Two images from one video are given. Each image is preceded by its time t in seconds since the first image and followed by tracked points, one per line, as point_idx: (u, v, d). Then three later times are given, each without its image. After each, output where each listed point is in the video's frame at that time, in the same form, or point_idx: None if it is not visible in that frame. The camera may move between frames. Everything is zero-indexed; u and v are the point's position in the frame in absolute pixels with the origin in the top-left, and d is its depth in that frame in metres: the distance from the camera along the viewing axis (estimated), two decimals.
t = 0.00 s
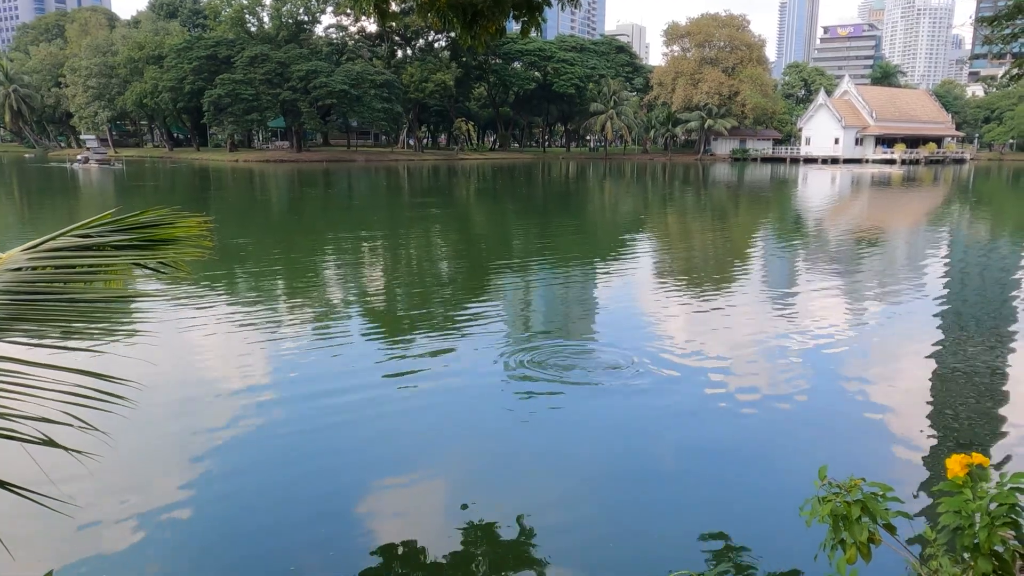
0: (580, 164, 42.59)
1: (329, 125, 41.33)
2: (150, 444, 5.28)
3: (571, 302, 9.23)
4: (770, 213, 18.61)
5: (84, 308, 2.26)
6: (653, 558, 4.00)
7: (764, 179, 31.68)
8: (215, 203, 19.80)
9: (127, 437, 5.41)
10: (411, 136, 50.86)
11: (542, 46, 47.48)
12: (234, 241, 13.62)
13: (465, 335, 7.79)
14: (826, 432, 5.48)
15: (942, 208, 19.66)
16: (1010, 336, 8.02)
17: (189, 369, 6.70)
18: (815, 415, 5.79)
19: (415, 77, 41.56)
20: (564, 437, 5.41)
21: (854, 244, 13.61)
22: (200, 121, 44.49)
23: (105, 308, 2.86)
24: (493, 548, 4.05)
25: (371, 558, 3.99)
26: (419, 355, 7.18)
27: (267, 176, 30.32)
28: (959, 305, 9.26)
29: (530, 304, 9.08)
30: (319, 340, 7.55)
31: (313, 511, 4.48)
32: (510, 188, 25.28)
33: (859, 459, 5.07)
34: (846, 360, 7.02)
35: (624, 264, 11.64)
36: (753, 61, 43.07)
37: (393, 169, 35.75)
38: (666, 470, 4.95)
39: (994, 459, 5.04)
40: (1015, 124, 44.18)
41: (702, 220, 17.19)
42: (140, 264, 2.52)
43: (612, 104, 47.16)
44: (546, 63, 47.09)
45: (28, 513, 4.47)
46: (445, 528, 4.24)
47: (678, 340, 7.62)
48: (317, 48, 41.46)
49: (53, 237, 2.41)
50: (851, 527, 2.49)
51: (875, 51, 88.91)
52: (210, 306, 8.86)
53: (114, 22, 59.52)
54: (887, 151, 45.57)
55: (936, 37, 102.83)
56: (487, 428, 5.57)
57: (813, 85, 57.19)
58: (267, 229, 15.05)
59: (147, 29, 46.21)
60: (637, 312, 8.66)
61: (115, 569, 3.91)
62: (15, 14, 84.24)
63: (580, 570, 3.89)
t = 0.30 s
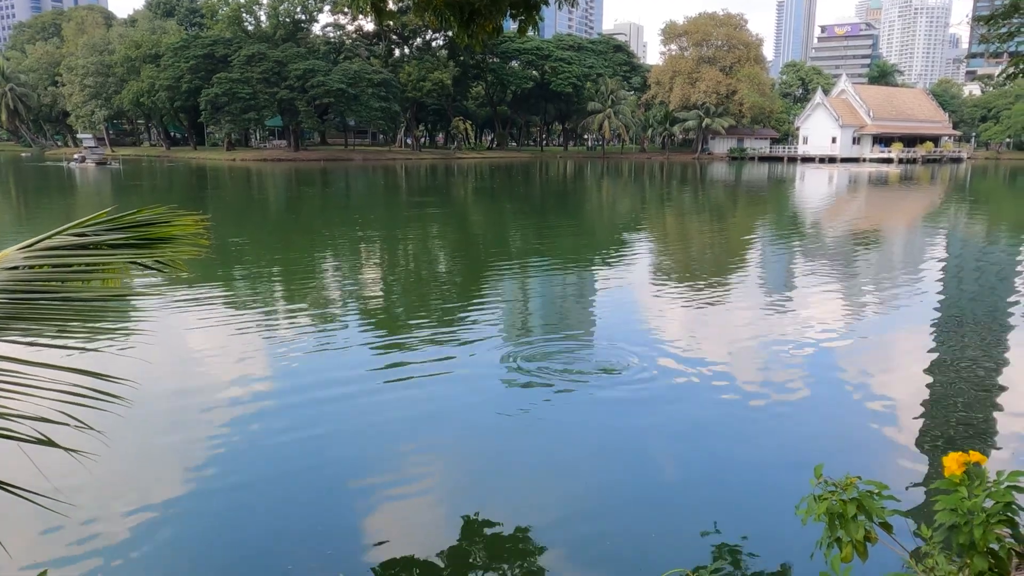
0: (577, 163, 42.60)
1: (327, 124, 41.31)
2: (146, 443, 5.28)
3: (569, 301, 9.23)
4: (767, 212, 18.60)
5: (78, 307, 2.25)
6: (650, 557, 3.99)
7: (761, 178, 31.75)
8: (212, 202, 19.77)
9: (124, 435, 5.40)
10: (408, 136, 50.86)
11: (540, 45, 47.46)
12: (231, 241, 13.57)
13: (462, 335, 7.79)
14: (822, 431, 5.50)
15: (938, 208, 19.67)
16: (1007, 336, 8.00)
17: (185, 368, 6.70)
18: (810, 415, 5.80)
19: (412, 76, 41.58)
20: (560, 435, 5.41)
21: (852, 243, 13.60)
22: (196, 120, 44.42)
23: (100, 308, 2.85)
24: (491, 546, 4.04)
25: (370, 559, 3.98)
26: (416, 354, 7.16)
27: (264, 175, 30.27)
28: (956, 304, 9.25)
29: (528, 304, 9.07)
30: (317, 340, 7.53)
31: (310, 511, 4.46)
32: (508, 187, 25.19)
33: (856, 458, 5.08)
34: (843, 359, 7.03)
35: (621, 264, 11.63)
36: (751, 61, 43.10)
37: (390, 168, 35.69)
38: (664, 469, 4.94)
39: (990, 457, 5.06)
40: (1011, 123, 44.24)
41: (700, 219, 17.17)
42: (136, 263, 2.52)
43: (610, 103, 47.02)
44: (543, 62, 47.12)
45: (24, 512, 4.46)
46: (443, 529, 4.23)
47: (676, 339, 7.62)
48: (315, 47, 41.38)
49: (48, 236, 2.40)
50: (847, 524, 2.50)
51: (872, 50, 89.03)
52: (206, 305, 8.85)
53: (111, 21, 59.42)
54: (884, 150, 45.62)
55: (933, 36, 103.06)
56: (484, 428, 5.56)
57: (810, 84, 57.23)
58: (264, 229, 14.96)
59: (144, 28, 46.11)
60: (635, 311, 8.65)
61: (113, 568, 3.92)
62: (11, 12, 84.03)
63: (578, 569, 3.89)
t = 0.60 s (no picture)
0: (575, 162, 42.64)
1: (325, 123, 41.28)
2: (143, 443, 5.26)
3: (567, 300, 9.24)
4: (764, 211, 18.63)
5: (76, 306, 2.25)
6: (648, 556, 4.00)
7: (759, 177, 31.81)
8: (210, 201, 19.75)
9: (121, 435, 5.39)
10: (406, 135, 50.91)
11: (537, 44, 47.47)
12: (229, 240, 13.55)
13: (460, 334, 7.78)
14: (819, 430, 5.51)
15: (936, 207, 19.70)
16: (1005, 335, 8.01)
17: (183, 367, 6.69)
18: (808, 413, 5.81)
19: (410, 75, 41.59)
20: (557, 435, 5.41)
21: (849, 242, 13.61)
22: (194, 119, 44.39)
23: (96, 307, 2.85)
24: (489, 546, 4.04)
25: (367, 558, 3.98)
26: (413, 353, 7.16)
27: (262, 174, 30.24)
28: (954, 304, 9.26)
29: (527, 303, 9.07)
30: (315, 339, 7.53)
31: (309, 510, 4.47)
32: (506, 186, 25.18)
33: (854, 456, 5.08)
34: (841, 358, 7.04)
35: (620, 263, 11.62)
36: (749, 60, 43.14)
37: (388, 167, 35.68)
38: (661, 468, 4.95)
39: (986, 455, 5.07)
40: (1008, 122, 44.32)
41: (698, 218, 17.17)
42: (133, 261, 2.51)
43: (607, 102, 47.13)
44: (541, 61, 47.15)
45: (21, 512, 4.45)
46: (441, 527, 4.23)
47: (674, 338, 7.61)
48: (312, 46, 41.30)
49: (45, 235, 2.40)
50: (843, 523, 2.50)
51: (869, 49, 89.22)
52: (204, 304, 8.85)
53: (108, 19, 59.31)
54: (882, 149, 45.68)
55: (930, 35, 103.27)
56: (482, 427, 5.56)
57: (808, 83, 57.30)
58: (260, 229, 14.86)
59: (141, 27, 46.06)
60: (633, 311, 8.65)
61: (111, 568, 3.91)
62: (8, 11, 83.81)
63: (576, 567, 3.90)
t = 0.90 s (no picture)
0: (573, 162, 42.62)
1: (322, 123, 41.24)
2: (139, 444, 5.25)
3: (566, 300, 9.23)
4: (762, 211, 18.66)
5: (73, 306, 2.25)
6: (644, 555, 4.00)
7: (756, 177, 31.81)
8: (207, 201, 19.73)
9: (117, 435, 5.38)
10: (403, 134, 50.89)
11: (535, 43, 47.46)
12: (227, 240, 13.55)
13: (457, 334, 7.77)
14: (816, 430, 5.51)
15: (933, 206, 19.74)
16: (1002, 334, 8.01)
17: (179, 367, 6.68)
18: (805, 412, 5.80)
19: (408, 75, 41.54)
20: (553, 434, 5.40)
21: (847, 242, 13.62)
22: (192, 119, 44.30)
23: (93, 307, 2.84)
24: (485, 547, 4.04)
25: (363, 558, 3.98)
26: (410, 354, 7.15)
27: (260, 174, 30.19)
28: (951, 303, 9.27)
29: (524, 303, 9.07)
30: (313, 339, 7.52)
31: (306, 510, 4.46)
32: (504, 185, 25.21)
33: (850, 456, 5.08)
34: (839, 357, 7.05)
35: (618, 262, 11.63)
36: (746, 60, 43.20)
37: (386, 167, 35.65)
38: (658, 468, 4.94)
39: (982, 454, 5.08)
40: (1006, 122, 44.39)
41: (695, 218, 17.18)
42: (130, 261, 2.50)
43: (605, 101, 47.21)
44: (539, 61, 47.10)
45: (17, 512, 4.45)
46: (438, 527, 4.23)
47: (672, 338, 7.61)
48: (310, 46, 41.23)
49: (40, 235, 2.38)
50: (840, 522, 2.50)
51: (866, 50, 89.42)
52: (201, 304, 8.84)
53: (104, 18, 59.19)
54: (879, 149, 45.73)
55: (927, 35, 103.52)
56: (478, 427, 5.55)
57: (805, 83, 57.35)
58: (258, 229, 14.80)
59: (138, 26, 45.99)
60: (631, 310, 8.65)
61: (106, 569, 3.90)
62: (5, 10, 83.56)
63: (573, 568, 3.89)
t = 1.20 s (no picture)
0: (567, 167, 42.73)
1: (317, 127, 41.22)
2: (132, 448, 5.24)
3: (559, 305, 9.23)
4: (755, 215, 18.75)
5: (66, 311, 2.24)
6: (639, 559, 4.00)
7: (750, 181, 31.95)
8: (200, 206, 19.74)
9: (109, 440, 5.37)
10: (398, 139, 50.88)
11: (529, 49, 47.56)
12: (221, 245, 13.57)
13: (452, 338, 7.78)
14: (809, 433, 5.53)
15: (926, 210, 19.85)
16: (993, 338, 8.07)
17: (172, 372, 6.67)
18: (799, 416, 5.83)
19: (402, 79, 41.54)
20: (547, 437, 5.42)
21: (840, 246, 13.69)
22: (185, 123, 44.22)
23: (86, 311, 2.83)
24: (479, 551, 4.04)
25: (357, 565, 3.96)
26: (406, 358, 7.15)
27: (255, 179, 30.18)
28: (943, 307, 9.32)
29: (518, 307, 9.07)
30: (308, 344, 7.53)
31: (300, 515, 4.45)
32: (498, 190, 25.29)
33: (844, 460, 5.10)
34: (832, 360, 7.09)
35: (612, 267, 11.68)
36: (739, 65, 43.41)
37: (380, 172, 35.64)
38: (653, 472, 4.95)
39: (974, 457, 5.10)
40: (997, 127, 44.67)
41: (689, 222, 17.27)
42: (122, 265, 2.49)
43: (599, 106, 47.39)
44: (532, 66, 47.19)
45: (9, 518, 4.43)
46: (432, 532, 4.22)
47: (666, 342, 7.64)
48: (304, 50, 41.18)
49: (32, 239, 2.36)
50: (832, 525, 2.52)
51: (859, 55, 89.97)
52: (194, 308, 8.83)
53: (98, 23, 59.15)
54: (872, 154, 45.98)
55: (920, 41, 104.37)
56: (474, 431, 5.56)
57: (798, 88, 57.61)
58: (252, 233, 14.77)
59: (132, 31, 45.93)
60: (625, 314, 8.69)
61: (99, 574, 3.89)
62: None
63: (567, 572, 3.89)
